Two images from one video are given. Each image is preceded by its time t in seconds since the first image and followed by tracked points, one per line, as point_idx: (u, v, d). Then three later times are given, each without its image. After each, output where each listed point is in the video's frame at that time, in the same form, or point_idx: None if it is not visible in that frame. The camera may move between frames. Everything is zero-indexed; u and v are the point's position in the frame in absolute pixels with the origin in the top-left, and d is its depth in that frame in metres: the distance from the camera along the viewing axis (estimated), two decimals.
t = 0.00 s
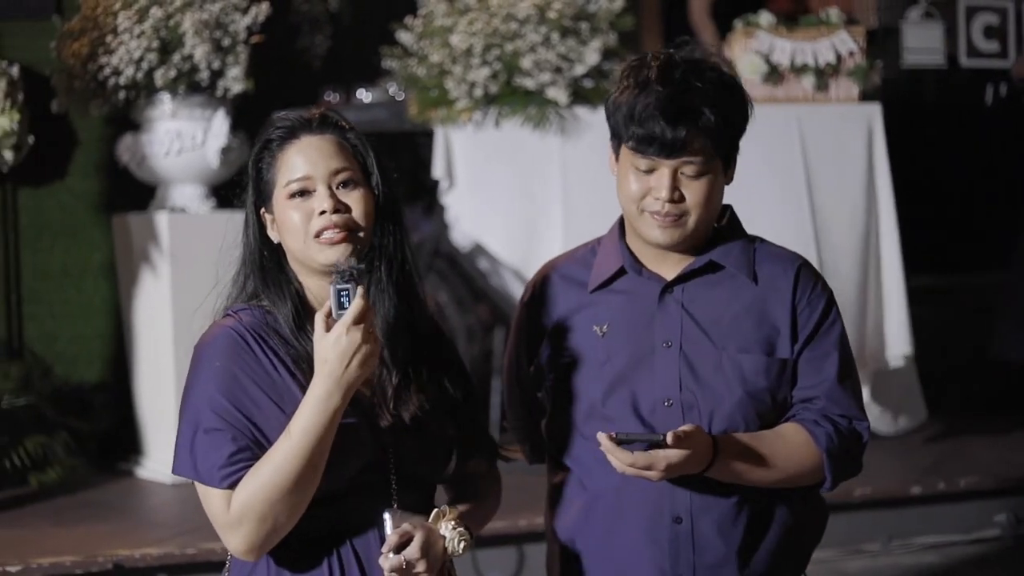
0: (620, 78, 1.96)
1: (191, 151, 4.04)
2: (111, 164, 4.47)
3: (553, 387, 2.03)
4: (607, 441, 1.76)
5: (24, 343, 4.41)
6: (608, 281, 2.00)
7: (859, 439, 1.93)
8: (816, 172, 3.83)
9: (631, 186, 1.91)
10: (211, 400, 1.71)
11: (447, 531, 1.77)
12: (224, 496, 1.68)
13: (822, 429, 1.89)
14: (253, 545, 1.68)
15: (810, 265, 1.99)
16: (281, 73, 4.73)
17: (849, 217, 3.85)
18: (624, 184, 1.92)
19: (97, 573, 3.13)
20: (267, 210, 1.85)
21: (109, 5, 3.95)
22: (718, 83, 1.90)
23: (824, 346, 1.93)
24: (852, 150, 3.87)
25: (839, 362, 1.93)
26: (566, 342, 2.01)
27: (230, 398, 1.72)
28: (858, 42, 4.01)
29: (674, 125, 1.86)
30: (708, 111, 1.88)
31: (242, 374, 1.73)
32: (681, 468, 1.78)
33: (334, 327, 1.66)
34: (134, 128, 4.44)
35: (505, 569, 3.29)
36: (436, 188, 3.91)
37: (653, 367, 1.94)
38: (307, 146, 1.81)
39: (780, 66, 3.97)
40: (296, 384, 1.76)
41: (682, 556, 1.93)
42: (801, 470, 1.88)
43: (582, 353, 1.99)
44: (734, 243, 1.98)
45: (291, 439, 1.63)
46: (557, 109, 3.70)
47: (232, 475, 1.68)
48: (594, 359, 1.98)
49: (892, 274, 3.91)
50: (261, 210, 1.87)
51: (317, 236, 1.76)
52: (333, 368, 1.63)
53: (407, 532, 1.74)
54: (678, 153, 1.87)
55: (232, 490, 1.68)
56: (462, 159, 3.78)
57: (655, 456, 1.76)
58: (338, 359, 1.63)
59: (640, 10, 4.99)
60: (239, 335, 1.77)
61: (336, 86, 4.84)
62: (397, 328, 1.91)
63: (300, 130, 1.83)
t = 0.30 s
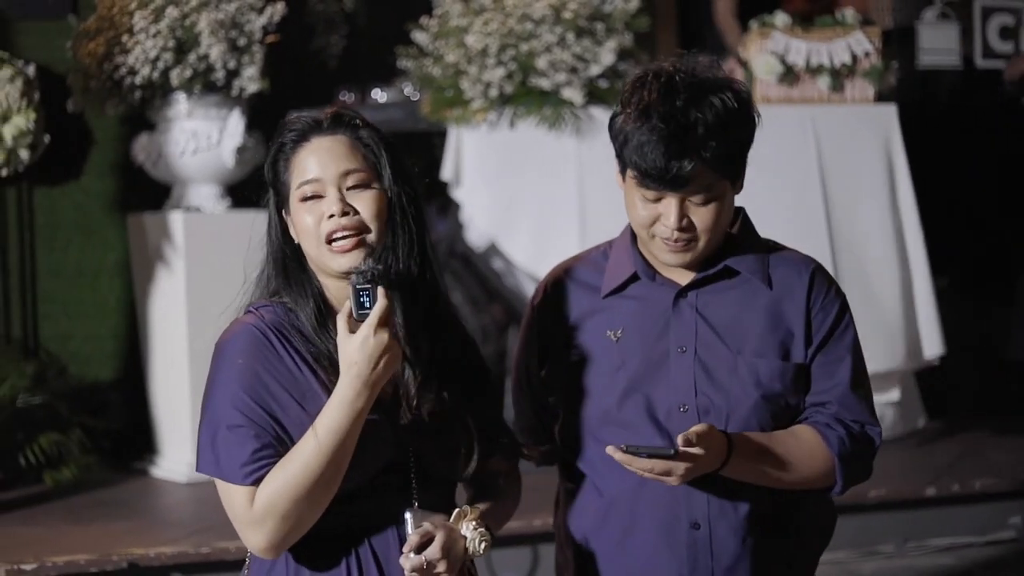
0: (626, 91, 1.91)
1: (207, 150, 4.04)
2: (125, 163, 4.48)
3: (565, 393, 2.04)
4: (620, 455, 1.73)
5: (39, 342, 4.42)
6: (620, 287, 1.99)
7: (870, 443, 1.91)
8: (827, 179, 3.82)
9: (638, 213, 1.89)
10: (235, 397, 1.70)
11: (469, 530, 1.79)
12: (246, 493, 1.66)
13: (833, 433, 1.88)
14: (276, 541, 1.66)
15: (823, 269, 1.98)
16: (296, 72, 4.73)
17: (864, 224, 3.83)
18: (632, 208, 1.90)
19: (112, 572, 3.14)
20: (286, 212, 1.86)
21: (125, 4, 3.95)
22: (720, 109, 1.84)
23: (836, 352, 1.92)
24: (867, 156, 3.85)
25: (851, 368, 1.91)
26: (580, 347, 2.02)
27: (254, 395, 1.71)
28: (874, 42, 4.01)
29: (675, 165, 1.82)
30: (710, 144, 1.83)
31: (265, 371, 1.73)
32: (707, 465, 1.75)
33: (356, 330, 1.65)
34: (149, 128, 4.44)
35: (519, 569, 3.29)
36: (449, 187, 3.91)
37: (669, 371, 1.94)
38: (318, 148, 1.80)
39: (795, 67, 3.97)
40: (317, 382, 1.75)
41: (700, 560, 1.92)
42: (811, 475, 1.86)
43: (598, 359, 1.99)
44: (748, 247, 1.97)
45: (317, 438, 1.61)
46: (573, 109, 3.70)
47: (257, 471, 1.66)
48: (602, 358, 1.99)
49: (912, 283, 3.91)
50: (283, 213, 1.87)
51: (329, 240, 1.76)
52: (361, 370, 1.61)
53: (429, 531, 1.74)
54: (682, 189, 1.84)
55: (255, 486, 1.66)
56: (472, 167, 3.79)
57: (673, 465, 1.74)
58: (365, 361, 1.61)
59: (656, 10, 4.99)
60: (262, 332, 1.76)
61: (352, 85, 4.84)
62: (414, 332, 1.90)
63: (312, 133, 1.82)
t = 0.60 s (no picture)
0: (646, 90, 1.94)
1: (220, 152, 4.05)
2: (138, 165, 4.48)
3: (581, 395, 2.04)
4: (644, 453, 1.77)
5: (52, 342, 4.42)
6: (643, 287, 2.01)
7: (893, 442, 1.94)
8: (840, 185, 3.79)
9: (663, 212, 1.91)
10: (228, 403, 1.76)
11: (457, 543, 1.78)
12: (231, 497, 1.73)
13: (857, 433, 1.91)
14: (255, 549, 1.71)
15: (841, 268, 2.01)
16: (309, 74, 4.74)
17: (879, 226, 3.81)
18: (656, 208, 1.92)
19: (125, 573, 3.14)
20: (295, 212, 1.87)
21: (138, 5, 3.96)
22: (743, 104, 1.87)
23: (861, 352, 1.95)
24: (879, 159, 3.83)
25: (875, 366, 1.95)
26: (602, 351, 2.02)
27: (245, 400, 1.76)
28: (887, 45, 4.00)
29: (701, 158, 1.84)
30: (734, 139, 1.86)
31: (259, 376, 1.77)
32: (726, 470, 1.80)
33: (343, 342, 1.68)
34: (162, 129, 4.44)
35: (532, 570, 3.29)
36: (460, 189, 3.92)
37: (693, 373, 1.97)
38: (324, 155, 1.81)
39: (808, 70, 3.96)
40: (310, 390, 1.79)
41: (726, 562, 1.93)
42: (831, 477, 1.89)
43: (618, 360, 2.00)
44: (767, 250, 2.00)
45: (297, 451, 1.66)
46: (584, 112, 3.70)
47: (240, 478, 1.72)
48: (611, 365, 2.01)
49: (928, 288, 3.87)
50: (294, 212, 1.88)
51: (328, 250, 1.78)
52: (343, 384, 1.66)
53: (413, 543, 1.75)
54: (708, 183, 1.86)
55: (238, 493, 1.72)
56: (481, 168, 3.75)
57: (695, 465, 1.78)
58: (347, 375, 1.66)
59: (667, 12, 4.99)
60: (262, 336, 1.81)
61: (364, 87, 4.85)
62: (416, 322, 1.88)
63: (319, 140, 1.82)
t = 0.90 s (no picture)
0: (651, 86, 2.02)
1: (228, 155, 4.05)
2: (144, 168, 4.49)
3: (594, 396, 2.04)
4: (670, 445, 1.78)
5: (60, 345, 4.43)
6: (657, 287, 2.02)
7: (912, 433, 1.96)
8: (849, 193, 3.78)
9: (679, 187, 1.96)
10: (224, 410, 1.78)
11: (447, 555, 1.78)
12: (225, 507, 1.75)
13: (878, 426, 1.92)
14: (247, 559, 1.73)
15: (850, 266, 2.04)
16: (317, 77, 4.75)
17: (885, 230, 3.79)
18: (671, 188, 1.97)
19: None
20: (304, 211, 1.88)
21: (146, 9, 3.97)
22: (753, 74, 1.97)
23: (878, 345, 1.98)
24: (888, 164, 3.82)
25: (892, 359, 1.97)
26: (618, 351, 2.02)
27: (241, 409, 1.77)
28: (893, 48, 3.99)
29: (717, 115, 1.92)
30: (750, 101, 1.94)
31: (256, 386, 1.79)
32: (751, 467, 1.81)
33: (339, 356, 1.70)
34: (169, 131, 4.45)
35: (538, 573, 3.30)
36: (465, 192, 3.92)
37: (711, 371, 1.97)
38: (342, 159, 1.84)
39: (815, 73, 3.97)
40: (306, 400, 1.79)
41: (750, 562, 1.93)
42: (853, 471, 1.90)
43: (634, 358, 2.00)
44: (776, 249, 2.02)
45: (289, 467, 1.68)
46: (592, 115, 3.70)
47: (233, 488, 1.74)
48: (628, 367, 2.00)
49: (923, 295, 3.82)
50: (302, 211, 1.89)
51: (337, 252, 1.81)
52: (337, 400, 1.67)
53: (401, 554, 1.77)
54: (725, 143, 1.93)
55: (232, 503, 1.74)
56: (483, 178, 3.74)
57: (721, 455, 1.78)
58: (342, 392, 1.67)
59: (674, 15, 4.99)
60: (261, 344, 1.82)
61: (372, 90, 4.85)
62: (416, 326, 1.89)
63: (337, 140, 1.86)
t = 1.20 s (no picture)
0: (622, 97, 2.06)
1: (217, 157, 4.06)
2: (134, 170, 4.49)
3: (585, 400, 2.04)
4: (668, 444, 1.79)
5: (49, 348, 4.42)
6: (649, 289, 2.02)
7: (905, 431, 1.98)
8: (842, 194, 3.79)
9: (655, 178, 1.97)
10: (208, 406, 1.78)
11: (428, 557, 1.78)
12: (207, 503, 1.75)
13: (873, 426, 1.93)
14: (227, 555, 1.73)
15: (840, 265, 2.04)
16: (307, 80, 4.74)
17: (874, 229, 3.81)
18: (648, 182, 1.99)
19: None
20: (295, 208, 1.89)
21: (135, 12, 3.97)
22: (714, 64, 2.01)
23: (871, 346, 1.99)
24: (879, 162, 3.83)
25: (885, 360, 1.98)
26: (611, 354, 2.02)
27: (225, 405, 1.78)
28: (883, 50, 4.00)
29: (681, 99, 1.95)
30: (712, 80, 1.97)
31: (241, 382, 1.79)
32: (740, 470, 1.81)
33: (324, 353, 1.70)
34: (159, 133, 4.44)
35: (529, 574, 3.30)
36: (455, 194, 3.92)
37: (705, 373, 1.97)
38: (340, 154, 1.85)
39: (804, 75, 3.97)
40: (290, 397, 1.79)
41: (745, 563, 1.94)
42: (846, 472, 1.91)
43: (627, 362, 2.00)
44: (768, 247, 2.02)
45: (271, 462, 1.68)
46: (581, 118, 3.72)
47: (216, 483, 1.74)
48: (620, 368, 2.00)
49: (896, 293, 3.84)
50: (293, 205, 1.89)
51: (334, 246, 1.80)
52: (320, 396, 1.67)
53: (382, 556, 1.76)
54: (692, 126, 1.95)
55: (213, 498, 1.74)
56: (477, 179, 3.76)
57: (713, 456, 1.79)
58: (324, 388, 1.67)
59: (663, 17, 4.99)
60: (247, 342, 1.83)
61: (361, 93, 4.85)
62: (409, 326, 1.90)
63: (338, 136, 1.87)
